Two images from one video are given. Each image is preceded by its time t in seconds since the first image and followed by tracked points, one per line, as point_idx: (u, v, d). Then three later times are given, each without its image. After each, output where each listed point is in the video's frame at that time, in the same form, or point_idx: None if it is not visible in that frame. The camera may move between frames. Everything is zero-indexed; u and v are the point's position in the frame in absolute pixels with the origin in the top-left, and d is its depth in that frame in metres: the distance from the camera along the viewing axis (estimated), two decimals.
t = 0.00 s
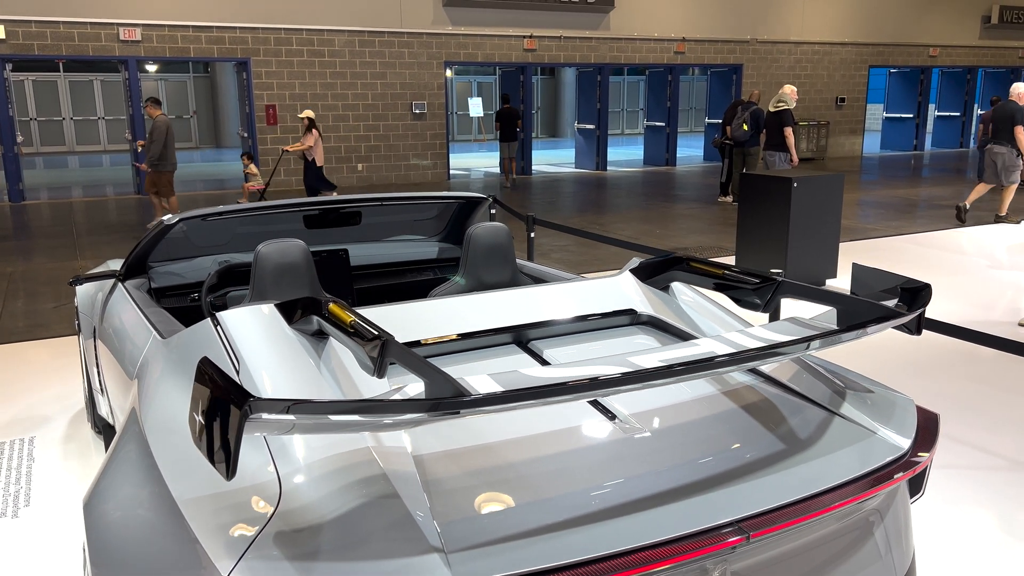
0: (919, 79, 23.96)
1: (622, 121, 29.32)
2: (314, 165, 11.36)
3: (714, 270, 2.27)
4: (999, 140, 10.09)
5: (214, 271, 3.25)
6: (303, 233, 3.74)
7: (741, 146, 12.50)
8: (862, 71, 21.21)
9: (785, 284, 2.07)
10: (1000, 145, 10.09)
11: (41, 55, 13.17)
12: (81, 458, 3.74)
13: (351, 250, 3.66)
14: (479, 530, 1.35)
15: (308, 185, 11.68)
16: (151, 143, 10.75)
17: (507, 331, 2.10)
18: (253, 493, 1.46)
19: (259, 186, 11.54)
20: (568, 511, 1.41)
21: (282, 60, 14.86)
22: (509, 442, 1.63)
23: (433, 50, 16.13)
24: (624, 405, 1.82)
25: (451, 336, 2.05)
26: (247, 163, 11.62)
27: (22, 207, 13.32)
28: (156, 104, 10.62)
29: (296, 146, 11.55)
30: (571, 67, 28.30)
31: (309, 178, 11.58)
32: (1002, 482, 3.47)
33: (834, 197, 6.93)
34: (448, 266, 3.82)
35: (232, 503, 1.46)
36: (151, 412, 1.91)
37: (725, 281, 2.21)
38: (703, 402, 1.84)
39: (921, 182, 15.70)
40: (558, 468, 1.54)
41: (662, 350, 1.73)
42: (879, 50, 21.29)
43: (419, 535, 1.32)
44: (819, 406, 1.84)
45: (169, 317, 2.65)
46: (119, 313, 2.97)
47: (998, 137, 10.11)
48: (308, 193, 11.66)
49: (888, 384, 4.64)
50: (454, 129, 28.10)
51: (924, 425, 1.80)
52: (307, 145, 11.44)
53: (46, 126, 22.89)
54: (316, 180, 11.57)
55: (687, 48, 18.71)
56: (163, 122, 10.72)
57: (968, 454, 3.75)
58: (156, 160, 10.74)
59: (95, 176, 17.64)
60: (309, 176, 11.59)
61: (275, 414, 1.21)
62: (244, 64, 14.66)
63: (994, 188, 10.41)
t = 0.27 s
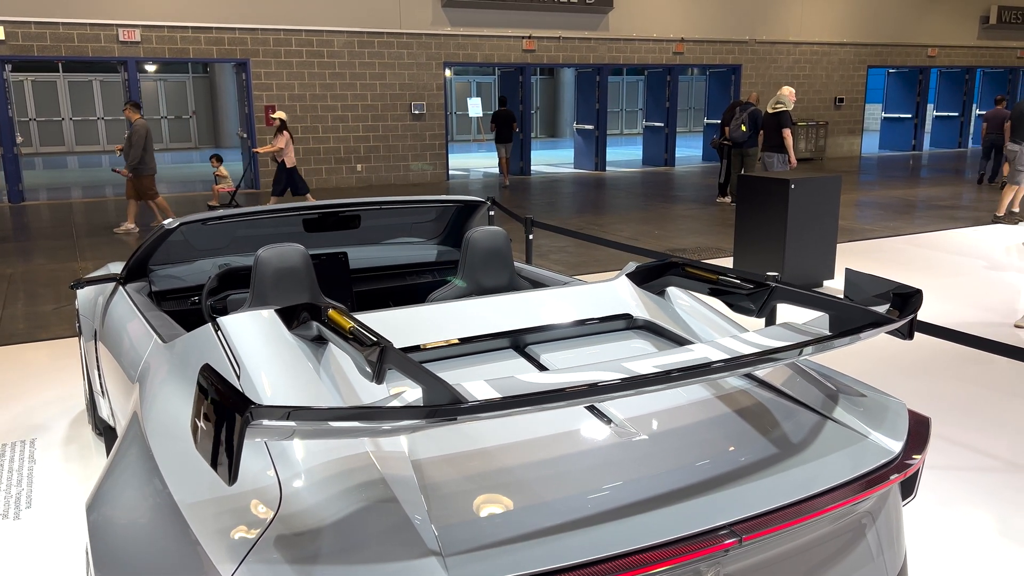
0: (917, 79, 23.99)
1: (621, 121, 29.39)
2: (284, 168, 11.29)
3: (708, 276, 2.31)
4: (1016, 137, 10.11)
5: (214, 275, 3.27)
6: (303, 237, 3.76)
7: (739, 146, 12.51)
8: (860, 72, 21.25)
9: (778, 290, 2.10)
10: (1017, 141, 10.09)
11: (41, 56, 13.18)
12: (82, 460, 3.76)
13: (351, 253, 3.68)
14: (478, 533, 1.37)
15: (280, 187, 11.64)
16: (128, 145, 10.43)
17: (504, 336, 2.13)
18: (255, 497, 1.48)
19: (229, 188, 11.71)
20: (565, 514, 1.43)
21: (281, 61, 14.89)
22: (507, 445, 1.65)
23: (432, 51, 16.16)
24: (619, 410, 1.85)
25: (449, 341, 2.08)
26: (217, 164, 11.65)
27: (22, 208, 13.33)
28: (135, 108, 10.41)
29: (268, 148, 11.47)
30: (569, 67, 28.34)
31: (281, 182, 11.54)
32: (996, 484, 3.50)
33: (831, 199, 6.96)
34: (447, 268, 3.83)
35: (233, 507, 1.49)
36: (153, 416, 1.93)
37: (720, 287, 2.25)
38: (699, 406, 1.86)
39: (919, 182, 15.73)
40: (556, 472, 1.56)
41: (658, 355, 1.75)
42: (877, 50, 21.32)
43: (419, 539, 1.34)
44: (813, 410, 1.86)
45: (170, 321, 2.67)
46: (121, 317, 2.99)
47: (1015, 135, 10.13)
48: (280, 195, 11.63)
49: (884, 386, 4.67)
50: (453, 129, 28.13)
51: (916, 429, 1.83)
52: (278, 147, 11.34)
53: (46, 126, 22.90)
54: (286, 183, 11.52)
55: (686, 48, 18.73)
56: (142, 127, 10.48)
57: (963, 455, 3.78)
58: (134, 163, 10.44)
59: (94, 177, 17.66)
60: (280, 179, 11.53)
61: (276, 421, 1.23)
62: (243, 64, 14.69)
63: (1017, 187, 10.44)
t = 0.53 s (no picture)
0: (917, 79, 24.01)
1: (620, 121, 29.43)
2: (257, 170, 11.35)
3: (709, 278, 2.33)
4: None
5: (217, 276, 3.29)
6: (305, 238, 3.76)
7: (738, 147, 12.53)
8: (859, 72, 21.28)
9: (778, 291, 2.13)
10: None
11: (41, 57, 13.19)
12: (85, 460, 3.78)
13: (353, 255, 3.69)
14: (482, 532, 1.40)
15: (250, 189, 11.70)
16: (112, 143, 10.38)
17: (505, 337, 2.15)
18: (261, 496, 1.50)
19: (200, 190, 11.35)
20: (567, 514, 1.45)
21: (281, 61, 14.90)
22: (509, 446, 1.67)
23: (432, 51, 16.18)
24: (621, 410, 1.87)
25: (450, 342, 2.11)
26: (188, 168, 11.28)
27: (22, 208, 13.35)
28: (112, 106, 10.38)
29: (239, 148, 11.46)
30: (569, 67, 28.37)
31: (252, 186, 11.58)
32: (994, 483, 3.53)
33: (831, 200, 6.98)
34: (448, 269, 3.83)
35: (240, 507, 1.51)
36: (159, 416, 1.95)
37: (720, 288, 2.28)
38: (699, 407, 1.88)
39: (918, 182, 15.76)
40: (558, 472, 1.58)
41: (659, 357, 1.77)
42: (876, 50, 21.34)
43: (424, 538, 1.36)
44: (812, 410, 1.89)
45: (174, 322, 2.69)
46: (124, 318, 3.01)
47: None
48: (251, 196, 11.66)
49: (883, 386, 4.69)
50: (452, 129, 28.15)
51: (913, 428, 1.85)
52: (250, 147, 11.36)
53: (46, 126, 22.90)
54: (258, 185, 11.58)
55: (685, 48, 18.75)
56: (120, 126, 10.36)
57: (960, 455, 3.81)
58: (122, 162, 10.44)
59: (94, 177, 17.68)
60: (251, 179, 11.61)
61: (283, 421, 1.25)
62: (243, 65, 14.71)
63: None
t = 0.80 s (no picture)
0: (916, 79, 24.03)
1: (619, 121, 29.46)
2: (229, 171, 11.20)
3: (709, 278, 2.35)
4: None
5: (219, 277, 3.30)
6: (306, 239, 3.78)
7: (737, 147, 12.55)
8: (858, 72, 21.31)
9: (777, 292, 2.14)
10: None
11: (41, 57, 13.18)
12: (87, 460, 3.80)
13: (355, 256, 3.70)
14: (485, 531, 1.41)
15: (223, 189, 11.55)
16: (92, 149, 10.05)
17: (508, 338, 2.17)
18: (266, 496, 1.52)
19: (170, 193, 11.52)
20: (569, 514, 1.47)
21: (281, 62, 14.92)
22: (512, 446, 1.69)
23: (431, 51, 16.19)
24: (622, 411, 1.88)
25: (452, 343, 2.12)
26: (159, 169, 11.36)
27: (22, 209, 13.36)
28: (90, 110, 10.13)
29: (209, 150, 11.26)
30: (568, 67, 28.41)
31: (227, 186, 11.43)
32: (992, 483, 3.54)
33: (829, 200, 7.00)
34: (449, 270, 3.84)
35: (244, 507, 1.52)
36: (163, 417, 1.97)
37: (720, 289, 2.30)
38: (699, 407, 1.90)
39: (917, 182, 15.78)
40: (560, 472, 1.60)
41: (660, 357, 1.79)
42: (875, 50, 21.37)
43: (427, 538, 1.37)
44: (811, 410, 1.90)
45: (177, 323, 2.71)
46: (127, 320, 3.02)
47: None
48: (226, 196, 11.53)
49: (881, 386, 4.71)
50: (451, 129, 28.17)
51: (912, 429, 1.86)
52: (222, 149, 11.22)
53: (45, 126, 22.90)
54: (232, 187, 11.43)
55: (684, 49, 18.77)
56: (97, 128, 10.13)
57: (959, 454, 3.83)
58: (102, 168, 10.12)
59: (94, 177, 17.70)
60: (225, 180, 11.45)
61: (288, 422, 1.27)
62: (243, 65, 14.73)
63: None
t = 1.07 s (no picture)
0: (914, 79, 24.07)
1: (618, 121, 29.51)
2: (203, 171, 11.33)
3: (708, 279, 2.37)
4: None
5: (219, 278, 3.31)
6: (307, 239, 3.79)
7: (736, 147, 12.57)
8: (856, 73, 21.33)
9: (776, 292, 2.15)
10: None
11: (40, 58, 13.17)
12: (88, 460, 3.81)
13: (355, 256, 3.71)
14: (485, 530, 1.42)
15: (192, 188, 11.63)
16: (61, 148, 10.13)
17: (508, 338, 2.19)
18: (268, 496, 1.53)
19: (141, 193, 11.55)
20: (568, 512, 1.48)
21: (280, 62, 14.94)
22: (512, 446, 1.70)
23: (430, 52, 16.21)
24: (621, 411, 1.89)
25: (451, 344, 2.14)
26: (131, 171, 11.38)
27: (21, 209, 13.36)
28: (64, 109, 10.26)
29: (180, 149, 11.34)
30: (567, 68, 28.45)
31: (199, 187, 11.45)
32: (991, 483, 3.55)
33: (828, 201, 7.01)
34: (448, 270, 3.85)
35: (246, 506, 1.53)
36: (165, 417, 1.98)
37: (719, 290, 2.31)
38: (698, 407, 1.91)
39: (915, 182, 15.81)
40: (560, 471, 1.61)
41: (659, 357, 1.80)
42: (873, 51, 21.40)
43: (428, 536, 1.38)
44: (809, 410, 1.91)
45: (178, 324, 2.72)
46: (128, 320, 3.03)
47: None
48: (197, 196, 11.60)
49: (880, 386, 4.73)
50: (450, 129, 28.19)
51: (909, 428, 1.88)
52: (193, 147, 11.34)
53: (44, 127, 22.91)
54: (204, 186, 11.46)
55: (683, 49, 18.78)
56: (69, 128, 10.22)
57: (958, 454, 3.84)
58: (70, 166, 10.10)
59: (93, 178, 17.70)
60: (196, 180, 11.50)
61: (290, 422, 1.28)
62: (242, 66, 14.75)
63: None
